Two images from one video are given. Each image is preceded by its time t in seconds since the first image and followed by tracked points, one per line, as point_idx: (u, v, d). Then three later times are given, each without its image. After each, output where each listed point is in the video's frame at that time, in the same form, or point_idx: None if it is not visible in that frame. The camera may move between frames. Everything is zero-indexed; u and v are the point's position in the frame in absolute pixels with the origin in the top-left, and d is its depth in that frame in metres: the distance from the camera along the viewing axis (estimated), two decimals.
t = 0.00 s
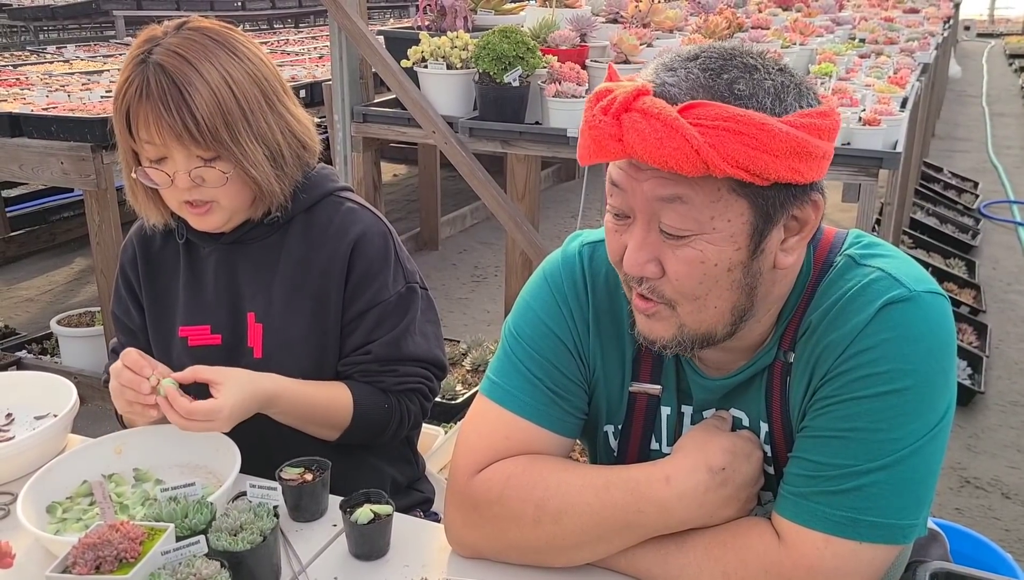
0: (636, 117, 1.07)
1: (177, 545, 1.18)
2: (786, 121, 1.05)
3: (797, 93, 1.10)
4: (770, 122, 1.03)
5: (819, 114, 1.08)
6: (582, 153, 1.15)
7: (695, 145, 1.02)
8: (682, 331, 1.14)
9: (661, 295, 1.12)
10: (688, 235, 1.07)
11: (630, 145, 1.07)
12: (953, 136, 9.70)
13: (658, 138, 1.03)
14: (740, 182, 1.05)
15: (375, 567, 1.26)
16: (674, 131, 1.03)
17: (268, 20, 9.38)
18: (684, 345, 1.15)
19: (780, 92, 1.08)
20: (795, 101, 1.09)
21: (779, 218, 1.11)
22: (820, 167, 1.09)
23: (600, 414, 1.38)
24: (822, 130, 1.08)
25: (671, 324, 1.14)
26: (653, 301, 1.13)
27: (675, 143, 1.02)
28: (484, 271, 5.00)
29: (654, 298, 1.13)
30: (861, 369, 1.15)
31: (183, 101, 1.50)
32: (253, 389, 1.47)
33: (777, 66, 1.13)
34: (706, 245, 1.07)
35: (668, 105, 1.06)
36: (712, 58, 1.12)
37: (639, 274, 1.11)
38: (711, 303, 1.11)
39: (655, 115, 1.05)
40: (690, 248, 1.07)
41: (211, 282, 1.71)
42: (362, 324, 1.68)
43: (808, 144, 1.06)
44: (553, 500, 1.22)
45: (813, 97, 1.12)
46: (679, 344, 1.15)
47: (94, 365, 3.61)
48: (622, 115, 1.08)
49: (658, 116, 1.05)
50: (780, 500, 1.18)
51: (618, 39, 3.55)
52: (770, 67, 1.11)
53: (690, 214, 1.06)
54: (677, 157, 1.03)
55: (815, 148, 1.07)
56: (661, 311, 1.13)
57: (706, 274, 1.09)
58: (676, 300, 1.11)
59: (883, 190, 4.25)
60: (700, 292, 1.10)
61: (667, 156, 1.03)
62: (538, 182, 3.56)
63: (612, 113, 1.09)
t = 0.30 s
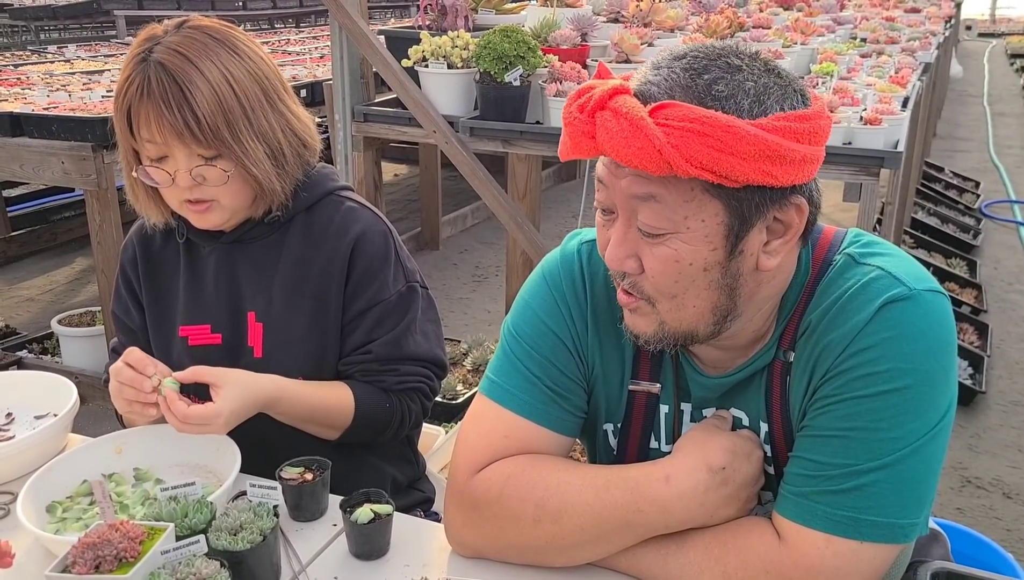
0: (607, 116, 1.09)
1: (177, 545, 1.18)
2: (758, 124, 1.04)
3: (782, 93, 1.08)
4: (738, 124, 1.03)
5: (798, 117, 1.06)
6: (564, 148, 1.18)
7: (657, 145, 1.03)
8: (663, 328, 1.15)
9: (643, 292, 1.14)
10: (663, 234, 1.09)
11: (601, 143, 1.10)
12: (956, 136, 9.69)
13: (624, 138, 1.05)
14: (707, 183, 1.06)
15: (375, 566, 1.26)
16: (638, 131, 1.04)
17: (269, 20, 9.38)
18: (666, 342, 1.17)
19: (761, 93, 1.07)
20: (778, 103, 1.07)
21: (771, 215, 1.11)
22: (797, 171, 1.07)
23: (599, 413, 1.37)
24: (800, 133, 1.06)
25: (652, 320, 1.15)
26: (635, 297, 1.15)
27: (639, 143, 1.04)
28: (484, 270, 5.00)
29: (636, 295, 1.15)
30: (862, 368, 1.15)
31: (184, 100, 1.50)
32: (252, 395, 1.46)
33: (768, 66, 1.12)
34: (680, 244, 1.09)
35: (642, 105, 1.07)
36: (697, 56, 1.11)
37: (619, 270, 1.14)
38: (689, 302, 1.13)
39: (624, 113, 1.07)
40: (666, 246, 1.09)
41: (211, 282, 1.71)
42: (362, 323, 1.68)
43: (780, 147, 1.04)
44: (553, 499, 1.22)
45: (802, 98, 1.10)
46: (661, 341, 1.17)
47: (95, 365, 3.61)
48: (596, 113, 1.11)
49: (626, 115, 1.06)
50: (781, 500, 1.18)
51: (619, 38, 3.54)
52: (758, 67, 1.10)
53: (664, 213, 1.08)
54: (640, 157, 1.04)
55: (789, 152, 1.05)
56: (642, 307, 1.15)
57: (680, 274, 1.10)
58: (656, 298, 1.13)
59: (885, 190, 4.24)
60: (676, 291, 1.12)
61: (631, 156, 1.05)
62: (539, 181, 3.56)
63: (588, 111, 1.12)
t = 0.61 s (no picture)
0: (598, 118, 1.09)
1: (175, 546, 1.17)
2: (749, 126, 1.03)
3: (775, 95, 1.07)
4: (728, 126, 1.02)
5: (791, 119, 1.05)
6: (555, 151, 1.18)
7: (646, 148, 1.02)
8: (658, 329, 1.15)
9: (637, 294, 1.13)
10: (656, 236, 1.08)
11: (592, 146, 1.10)
12: (957, 136, 9.66)
13: (613, 141, 1.05)
14: (698, 186, 1.05)
15: (374, 568, 1.25)
16: (627, 134, 1.04)
17: (269, 18, 9.36)
18: (660, 343, 1.16)
19: (753, 94, 1.06)
20: (770, 104, 1.06)
21: (770, 215, 1.11)
22: (790, 173, 1.06)
23: (598, 414, 1.37)
24: (792, 135, 1.05)
25: (648, 322, 1.15)
26: (629, 298, 1.15)
27: (628, 146, 1.04)
28: (485, 270, 4.99)
29: (632, 297, 1.15)
30: (862, 369, 1.14)
31: (185, 99, 1.50)
32: (251, 397, 1.46)
33: (762, 67, 1.11)
34: (673, 245, 1.08)
35: (632, 108, 1.07)
36: (690, 57, 1.10)
37: (614, 271, 1.13)
38: (683, 303, 1.12)
39: (614, 116, 1.06)
40: (658, 248, 1.09)
41: (210, 282, 1.70)
42: (361, 323, 1.67)
43: (771, 149, 1.03)
44: (553, 500, 1.21)
45: (796, 99, 1.09)
46: (656, 342, 1.16)
47: (94, 364, 3.61)
48: (587, 116, 1.10)
49: (616, 118, 1.06)
50: (781, 501, 1.17)
51: (619, 38, 3.53)
52: (752, 68, 1.09)
53: (656, 215, 1.07)
54: (629, 160, 1.04)
55: (780, 154, 1.04)
56: (637, 307, 1.15)
57: (674, 275, 1.10)
58: (650, 299, 1.13)
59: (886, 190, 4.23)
60: (671, 292, 1.11)
61: (621, 158, 1.05)
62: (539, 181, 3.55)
63: (579, 113, 1.11)
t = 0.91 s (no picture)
0: (595, 120, 1.08)
1: (174, 547, 1.17)
2: (747, 128, 1.03)
3: (773, 97, 1.07)
4: (725, 128, 1.02)
5: (788, 120, 1.05)
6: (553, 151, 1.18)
7: (643, 149, 1.02)
8: (656, 331, 1.15)
9: (636, 296, 1.13)
10: (653, 238, 1.08)
11: (589, 147, 1.10)
12: (958, 135, 9.66)
13: (610, 144, 1.05)
14: (696, 187, 1.05)
15: (374, 568, 1.25)
16: (624, 135, 1.04)
17: (269, 18, 9.36)
18: (659, 344, 1.16)
19: (751, 96, 1.06)
20: (768, 106, 1.06)
21: (769, 216, 1.11)
22: (787, 175, 1.06)
23: (598, 414, 1.36)
24: (790, 137, 1.05)
25: (646, 323, 1.15)
26: (628, 300, 1.15)
27: (625, 149, 1.04)
28: (485, 270, 4.99)
29: (630, 298, 1.14)
30: (862, 369, 1.14)
31: (189, 98, 1.49)
32: (250, 401, 1.46)
33: (761, 68, 1.10)
34: (670, 247, 1.08)
35: (630, 109, 1.07)
36: (689, 58, 1.10)
37: (612, 271, 1.13)
38: (681, 305, 1.12)
39: (611, 117, 1.06)
40: (656, 250, 1.09)
41: (210, 282, 1.70)
42: (361, 323, 1.67)
43: (768, 151, 1.03)
44: (553, 500, 1.21)
45: (794, 101, 1.09)
46: (654, 344, 1.16)
47: (94, 364, 3.61)
48: (585, 117, 1.10)
49: (614, 119, 1.06)
50: (781, 502, 1.17)
51: (619, 37, 3.53)
52: (751, 69, 1.09)
53: (653, 217, 1.07)
54: (626, 162, 1.04)
55: (778, 155, 1.04)
56: (636, 309, 1.14)
57: (672, 277, 1.10)
58: (648, 301, 1.12)
59: (886, 190, 4.23)
60: (668, 293, 1.11)
61: (618, 160, 1.05)
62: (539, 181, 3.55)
63: (576, 114, 1.11)
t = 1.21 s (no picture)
0: (594, 122, 1.08)
1: (174, 548, 1.17)
2: (745, 130, 1.03)
3: (771, 99, 1.07)
4: (723, 130, 1.02)
5: (786, 122, 1.05)
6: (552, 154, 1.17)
7: (641, 152, 1.02)
8: (655, 332, 1.15)
9: (635, 297, 1.13)
10: (652, 240, 1.08)
11: (587, 149, 1.10)
12: (958, 135, 9.67)
13: (609, 147, 1.05)
14: (694, 190, 1.05)
15: (374, 570, 1.25)
16: (622, 138, 1.04)
17: (269, 19, 9.36)
18: (657, 346, 1.16)
19: (750, 98, 1.06)
20: (766, 108, 1.06)
21: (767, 218, 1.11)
22: (786, 177, 1.06)
23: (598, 415, 1.36)
24: (788, 139, 1.05)
25: (645, 325, 1.15)
26: (627, 301, 1.15)
27: (623, 151, 1.04)
28: (485, 271, 4.99)
29: (628, 300, 1.14)
30: (861, 370, 1.14)
31: (216, 83, 1.50)
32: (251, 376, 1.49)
33: (760, 70, 1.10)
34: (669, 249, 1.08)
35: (629, 111, 1.07)
36: (688, 60, 1.10)
37: (611, 273, 1.13)
38: (680, 307, 1.12)
39: (609, 119, 1.06)
40: (655, 252, 1.09)
41: (212, 283, 1.70)
42: (364, 326, 1.68)
43: (766, 153, 1.03)
44: (553, 501, 1.21)
45: (793, 103, 1.09)
46: (653, 345, 1.16)
47: (94, 365, 3.61)
48: (583, 119, 1.10)
49: (612, 121, 1.06)
50: (781, 503, 1.17)
51: (619, 38, 3.53)
52: (749, 71, 1.09)
53: (652, 220, 1.07)
54: (624, 164, 1.04)
55: (777, 157, 1.04)
56: (635, 311, 1.14)
57: (671, 279, 1.10)
58: (647, 303, 1.12)
59: (886, 191, 4.23)
60: (667, 295, 1.11)
61: (617, 163, 1.05)
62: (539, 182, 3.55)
63: (575, 117, 1.11)
